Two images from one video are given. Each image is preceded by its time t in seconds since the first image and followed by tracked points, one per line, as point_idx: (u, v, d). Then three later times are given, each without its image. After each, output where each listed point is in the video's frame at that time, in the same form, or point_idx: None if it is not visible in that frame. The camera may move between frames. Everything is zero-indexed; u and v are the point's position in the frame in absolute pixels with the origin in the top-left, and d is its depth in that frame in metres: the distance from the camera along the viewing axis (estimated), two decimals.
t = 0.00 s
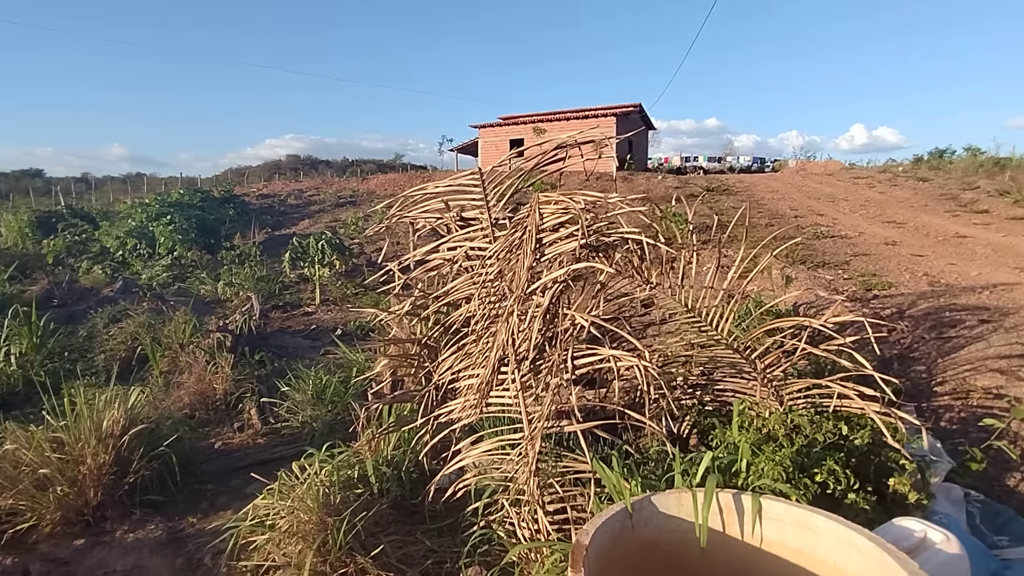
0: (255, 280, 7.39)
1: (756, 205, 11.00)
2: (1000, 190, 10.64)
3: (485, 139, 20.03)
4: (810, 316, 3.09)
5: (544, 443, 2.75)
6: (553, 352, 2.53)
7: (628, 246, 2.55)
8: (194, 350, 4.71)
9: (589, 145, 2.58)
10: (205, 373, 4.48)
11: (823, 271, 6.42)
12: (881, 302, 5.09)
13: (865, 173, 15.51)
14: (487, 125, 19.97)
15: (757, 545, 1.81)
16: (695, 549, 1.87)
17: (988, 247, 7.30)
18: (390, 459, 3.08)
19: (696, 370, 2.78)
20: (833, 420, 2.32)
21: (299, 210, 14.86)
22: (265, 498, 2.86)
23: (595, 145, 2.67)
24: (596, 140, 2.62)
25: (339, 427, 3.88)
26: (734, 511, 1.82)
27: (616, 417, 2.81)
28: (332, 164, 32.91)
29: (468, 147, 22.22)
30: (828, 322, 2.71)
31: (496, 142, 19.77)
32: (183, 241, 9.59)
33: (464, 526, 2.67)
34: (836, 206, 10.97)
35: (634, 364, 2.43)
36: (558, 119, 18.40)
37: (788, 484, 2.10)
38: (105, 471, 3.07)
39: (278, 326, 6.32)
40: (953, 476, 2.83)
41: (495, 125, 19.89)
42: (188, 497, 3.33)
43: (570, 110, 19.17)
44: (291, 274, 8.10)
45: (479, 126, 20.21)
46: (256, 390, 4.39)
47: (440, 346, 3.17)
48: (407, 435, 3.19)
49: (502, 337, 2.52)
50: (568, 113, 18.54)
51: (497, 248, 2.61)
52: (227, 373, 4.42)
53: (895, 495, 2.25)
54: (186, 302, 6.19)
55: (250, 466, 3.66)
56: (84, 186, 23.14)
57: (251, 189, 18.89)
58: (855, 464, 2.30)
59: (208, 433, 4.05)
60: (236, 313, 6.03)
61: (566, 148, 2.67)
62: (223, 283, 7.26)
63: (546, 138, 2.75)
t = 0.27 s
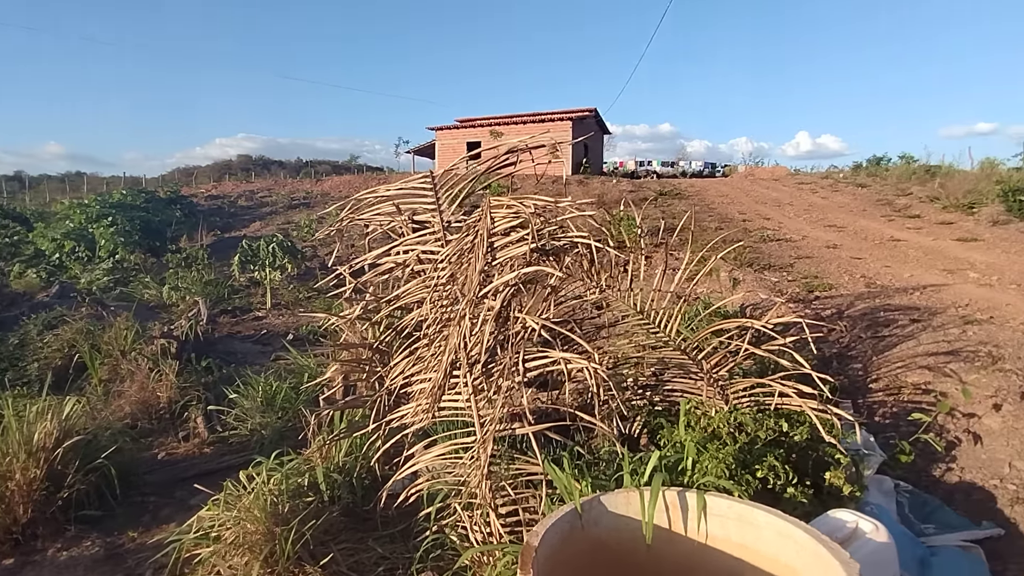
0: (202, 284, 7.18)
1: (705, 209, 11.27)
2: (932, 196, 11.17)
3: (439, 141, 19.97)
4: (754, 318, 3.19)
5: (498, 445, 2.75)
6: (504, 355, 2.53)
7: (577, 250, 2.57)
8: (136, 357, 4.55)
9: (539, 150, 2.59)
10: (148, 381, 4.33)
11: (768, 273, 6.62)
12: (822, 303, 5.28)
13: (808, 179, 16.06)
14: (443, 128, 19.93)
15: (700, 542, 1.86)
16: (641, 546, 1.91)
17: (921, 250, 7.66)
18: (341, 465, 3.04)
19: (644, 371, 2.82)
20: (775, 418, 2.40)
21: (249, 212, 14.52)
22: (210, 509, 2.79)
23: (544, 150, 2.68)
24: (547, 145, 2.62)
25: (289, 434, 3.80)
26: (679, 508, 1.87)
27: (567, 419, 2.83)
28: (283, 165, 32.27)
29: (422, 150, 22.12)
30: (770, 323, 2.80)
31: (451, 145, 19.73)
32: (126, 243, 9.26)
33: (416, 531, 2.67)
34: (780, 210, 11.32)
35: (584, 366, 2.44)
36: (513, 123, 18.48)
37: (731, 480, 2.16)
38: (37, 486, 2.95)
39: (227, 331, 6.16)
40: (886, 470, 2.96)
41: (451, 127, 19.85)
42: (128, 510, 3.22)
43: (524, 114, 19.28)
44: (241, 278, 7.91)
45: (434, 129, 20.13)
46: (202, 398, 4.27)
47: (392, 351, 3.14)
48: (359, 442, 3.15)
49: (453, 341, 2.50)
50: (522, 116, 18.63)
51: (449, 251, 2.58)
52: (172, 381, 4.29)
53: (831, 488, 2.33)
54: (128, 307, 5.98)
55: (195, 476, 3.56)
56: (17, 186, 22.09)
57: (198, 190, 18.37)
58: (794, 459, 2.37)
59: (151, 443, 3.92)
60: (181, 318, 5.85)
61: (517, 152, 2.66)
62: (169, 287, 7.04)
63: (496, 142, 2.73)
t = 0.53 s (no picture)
0: (157, 291, 6.99)
1: (665, 212, 11.45)
2: (880, 200, 11.56)
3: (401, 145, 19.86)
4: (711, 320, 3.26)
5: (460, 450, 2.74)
6: (466, 359, 2.52)
7: (537, 254, 2.57)
8: (86, 368, 4.41)
9: (498, 156, 2.59)
10: (98, 392, 4.20)
11: (726, 275, 6.77)
12: (777, 305, 5.42)
13: (764, 184, 16.45)
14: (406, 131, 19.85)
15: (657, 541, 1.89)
16: (603, 547, 1.93)
17: (870, 252, 7.92)
18: (301, 474, 2.99)
19: (606, 374, 2.88)
20: (730, 417, 2.47)
21: (206, 216, 14.19)
22: (163, 523, 2.72)
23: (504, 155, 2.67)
24: (507, 150, 2.62)
25: (248, 444, 3.73)
26: (639, 508, 1.90)
27: (528, 423, 2.85)
28: (241, 168, 31.65)
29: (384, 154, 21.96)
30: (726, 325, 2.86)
31: (413, 149, 19.64)
32: (75, 249, 8.96)
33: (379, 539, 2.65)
34: (737, 214, 11.58)
35: (545, 370, 2.45)
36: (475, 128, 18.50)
37: (688, 479, 2.21)
38: None
39: (182, 339, 6.01)
40: (836, 465, 3.06)
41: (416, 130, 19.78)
42: (77, 527, 3.12)
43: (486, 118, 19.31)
44: (197, 285, 7.73)
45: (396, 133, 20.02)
46: (157, 408, 4.16)
47: (353, 357, 3.11)
48: (319, 450, 3.11)
49: (415, 347, 2.47)
50: (484, 121, 18.66)
51: (410, 256, 2.53)
52: (124, 391, 4.17)
53: (784, 484, 2.41)
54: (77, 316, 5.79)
55: (148, 490, 3.46)
56: None
57: (152, 194, 17.87)
58: (751, 457, 2.45)
59: (101, 456, 3.80)
60: (134, 327, 5.68)
61: (477, 157, 2.64)
62: (121, 295, 6.83)
63: (457, 147, 2.71)
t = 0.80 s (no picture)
0: (120, 299, 6.83)
1: (635, 216, 11.56)
2: (843, 203, 11.83)
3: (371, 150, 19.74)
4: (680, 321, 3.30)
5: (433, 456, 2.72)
6: (438, 364, 2.51)
7: (508, 259, 2.57)
8: (45, 378, 4.28)
9: (469, 161, 2.58)
10: (58, 404, 4.08)
11: (695, 278, 6.86)
12: (745, 306, 5.51)
13: (732, 188, 16.72)
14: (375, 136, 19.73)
15: (627, 540, 1.92)
16: (575, 548, 1.94)
17: (834, 254, 8.10)
18: (271, 484, 2.95)
19: (577, 376, 2.91)
20: (699, 417, 2.52)
21: (171, 221, 13.91)
22: (126, 537, 2.65)
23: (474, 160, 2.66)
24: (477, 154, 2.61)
25: (215, 454, 3.66)
26: (610, 509, 1.91)
27: (500, 427, 2.85)
28: (207, 172, 31.12)
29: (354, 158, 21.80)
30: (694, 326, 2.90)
31: (383, 153, 19.53)
32: (34, 257, 8.71)
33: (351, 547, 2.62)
34: (706, 218, 11.75)
35: (516, 374, 2.44)
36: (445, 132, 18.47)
37: (659, 479, 2.24)
38: None
39: (147, 348, 5.88)
40: (801, 462, 3.13)
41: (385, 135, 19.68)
42: (35, 544, 3.03)
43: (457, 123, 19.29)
44: (162, 292, 7.57)
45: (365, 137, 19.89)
46: (120, 419, 4.06)
47: (323, 364, 3.08)
48: (289, 458, 3.07)
49: (386, 352, 2.44)
50: (455, 125, 18.65)
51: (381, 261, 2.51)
52: (85, 402, 4.07)
53: (751, 482, 2.46)
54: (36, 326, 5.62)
55: (111, 503, 3.38)
56: None
57: (115, 199, 17.45)
58: (719, 456, 2.50)
59: (61, 471, 3.70)
60: (96, 335, 5.54)
61: (447, 162, 2.62)
62: (82, 303, 6.66)
63: (427, 152, 2.68)
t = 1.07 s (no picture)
0: (80, 304, 6.65)
1: (606, 217, 11.64)
2: (808, 204, 12.08)
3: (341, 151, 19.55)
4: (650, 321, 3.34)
5: (406, 459, 2.71)
6: (409, 367, 2.49)
7: (479, 260, 2.55)
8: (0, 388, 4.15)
9: (438, 163, 2.56)
10: (14, 415, 3.96)
11: (666, 278, 6.93)
12: (714, 305, 5.59)
13: (700, 189, 16.95)
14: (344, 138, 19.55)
15: (597, 539, 1.93)
16: (548, 549, 1.95)
17: (799, 254, 8.26)
18: (239, 491, 2.91)
19: (549, 377, 2.93)
20: (669, 415, 2.56)
21: (135, 224, 13.59)
22: (87, 551, 2.59)
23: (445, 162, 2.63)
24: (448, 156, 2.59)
25: (181, 462, 3.59)
26: (582, 509, 1.92)
27: (472, 429, 2.86)
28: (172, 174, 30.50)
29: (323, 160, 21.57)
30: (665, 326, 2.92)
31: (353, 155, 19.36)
32: None
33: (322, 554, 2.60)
34: (675, 219, 11.89)
35: (487, 376, 2.43)
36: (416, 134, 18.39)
37: (630, 478, 2.26)
38: None
39: (109, 354, 5.73)
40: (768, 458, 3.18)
41: (355, 137, 19.51)
42: None
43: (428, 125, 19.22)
44: (125, 297, 7.39)
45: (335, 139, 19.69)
46: (81, 428, 3.95)
47: (293, 368, 3.04)
48: (258, 465, 3.02)
49: (356, 355, 2.40)
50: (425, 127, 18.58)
51: (350, 263, 2.47)
52: (43, 412, 3.96)
53: (721, 478, 2.50)
54: None
55: (71, 515, 3.29)
56: None
57: (75, 202, 16.98)
58: (690, 453, 2.54)
59: (18, 484, 3.59)
60: (56, 342, 5.39)
61: (417, 164, 2.59)
62: (40, 309, 6.46)
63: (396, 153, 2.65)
